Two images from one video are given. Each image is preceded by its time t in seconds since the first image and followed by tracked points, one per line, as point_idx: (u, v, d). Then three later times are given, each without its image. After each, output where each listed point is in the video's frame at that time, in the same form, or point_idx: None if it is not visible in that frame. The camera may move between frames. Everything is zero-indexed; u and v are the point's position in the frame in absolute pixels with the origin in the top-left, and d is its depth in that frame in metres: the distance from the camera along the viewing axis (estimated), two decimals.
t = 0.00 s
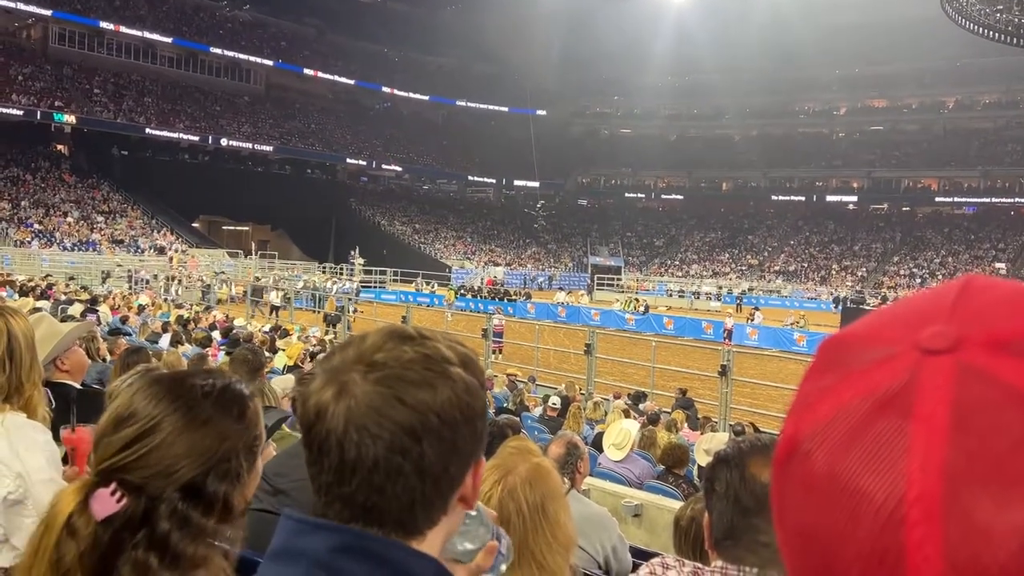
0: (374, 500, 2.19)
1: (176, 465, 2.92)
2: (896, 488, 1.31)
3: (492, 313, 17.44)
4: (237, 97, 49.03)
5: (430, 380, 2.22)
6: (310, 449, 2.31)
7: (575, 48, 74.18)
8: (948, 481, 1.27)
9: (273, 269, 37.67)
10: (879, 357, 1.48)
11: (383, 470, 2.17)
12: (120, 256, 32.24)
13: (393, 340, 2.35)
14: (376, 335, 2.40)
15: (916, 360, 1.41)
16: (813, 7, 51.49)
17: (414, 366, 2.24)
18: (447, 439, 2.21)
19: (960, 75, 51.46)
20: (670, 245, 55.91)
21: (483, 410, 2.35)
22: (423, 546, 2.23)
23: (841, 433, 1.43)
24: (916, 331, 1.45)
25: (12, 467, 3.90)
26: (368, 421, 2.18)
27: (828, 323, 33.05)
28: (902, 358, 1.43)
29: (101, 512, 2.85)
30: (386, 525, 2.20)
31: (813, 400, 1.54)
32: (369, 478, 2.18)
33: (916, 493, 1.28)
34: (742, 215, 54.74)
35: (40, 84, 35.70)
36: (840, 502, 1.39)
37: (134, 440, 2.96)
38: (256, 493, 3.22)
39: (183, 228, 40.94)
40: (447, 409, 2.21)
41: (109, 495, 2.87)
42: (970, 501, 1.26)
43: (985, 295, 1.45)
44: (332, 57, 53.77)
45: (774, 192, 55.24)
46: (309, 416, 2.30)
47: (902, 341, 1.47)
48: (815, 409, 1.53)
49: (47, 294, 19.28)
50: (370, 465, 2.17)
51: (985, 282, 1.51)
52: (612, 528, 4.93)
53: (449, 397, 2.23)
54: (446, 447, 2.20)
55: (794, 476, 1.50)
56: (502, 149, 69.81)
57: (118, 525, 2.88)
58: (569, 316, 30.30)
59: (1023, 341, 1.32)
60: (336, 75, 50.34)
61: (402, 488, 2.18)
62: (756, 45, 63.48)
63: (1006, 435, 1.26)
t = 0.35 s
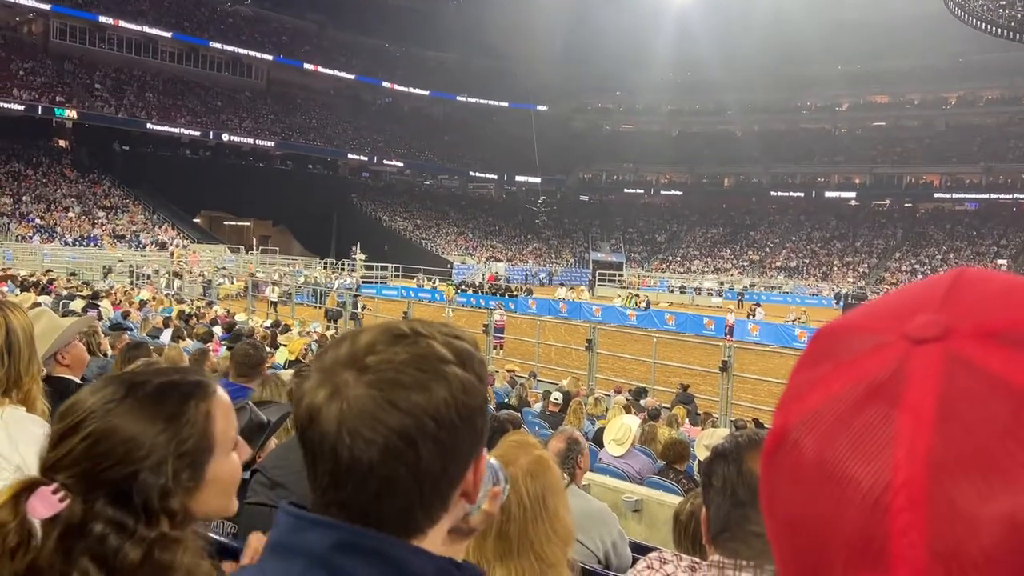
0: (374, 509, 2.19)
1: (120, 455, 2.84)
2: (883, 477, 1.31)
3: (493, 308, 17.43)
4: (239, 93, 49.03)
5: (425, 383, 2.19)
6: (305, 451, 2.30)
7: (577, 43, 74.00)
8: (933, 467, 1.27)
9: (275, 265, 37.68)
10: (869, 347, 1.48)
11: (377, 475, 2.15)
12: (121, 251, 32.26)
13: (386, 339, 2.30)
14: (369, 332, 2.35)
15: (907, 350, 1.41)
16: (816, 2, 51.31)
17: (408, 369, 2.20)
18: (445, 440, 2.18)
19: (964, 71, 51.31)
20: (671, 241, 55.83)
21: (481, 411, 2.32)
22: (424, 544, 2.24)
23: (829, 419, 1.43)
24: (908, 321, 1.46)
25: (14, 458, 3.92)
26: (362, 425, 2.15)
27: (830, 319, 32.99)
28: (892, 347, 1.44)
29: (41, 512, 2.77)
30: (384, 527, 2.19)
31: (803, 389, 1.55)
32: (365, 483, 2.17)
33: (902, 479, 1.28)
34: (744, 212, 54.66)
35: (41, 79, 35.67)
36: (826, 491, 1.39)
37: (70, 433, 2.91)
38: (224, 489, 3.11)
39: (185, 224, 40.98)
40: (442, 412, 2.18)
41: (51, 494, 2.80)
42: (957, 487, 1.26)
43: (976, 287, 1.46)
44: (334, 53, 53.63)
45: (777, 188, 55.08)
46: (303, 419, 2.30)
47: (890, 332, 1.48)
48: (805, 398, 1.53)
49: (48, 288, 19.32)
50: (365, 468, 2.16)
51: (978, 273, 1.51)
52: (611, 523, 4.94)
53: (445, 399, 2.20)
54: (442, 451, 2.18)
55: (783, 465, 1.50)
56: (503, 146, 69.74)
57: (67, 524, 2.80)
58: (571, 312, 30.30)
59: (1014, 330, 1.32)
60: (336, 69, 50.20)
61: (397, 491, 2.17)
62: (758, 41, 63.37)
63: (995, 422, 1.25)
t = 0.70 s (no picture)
0: (373, 518, 2.19)
1: (87, 459, 2.78)
2: (889, 473, 1.32)
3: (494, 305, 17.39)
4: (240, 90, 49.02)
5: (417, 394, 2.14)
6: (301, 459, 2.28)
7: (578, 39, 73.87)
8: (941, 464, 1.28)
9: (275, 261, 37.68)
10: (876, 342, 1.48)
11: (373, 485, 2.15)
12: (123, 247, 32.24)
13: (376, 345, 2.23)
14: (360, 338, 2.27)
15: (913, 345, 1.41)
16: None
17: (399, 381, 2.15)
18: (441, 449, 2.17)
19: (965, 68, 51.20)
20: (673, 238, 55.77)
21: (481, 415, 2.30)
22: (430, 544, 2.27)
23: (838, 414, 1.43)
24: (912, 315, 1.47)
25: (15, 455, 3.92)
26: (353, 437, 2.13)
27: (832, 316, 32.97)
28: (898, 343, 1.44)
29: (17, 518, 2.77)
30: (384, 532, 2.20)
31: (809, 385, 1.55)
32: (361, 492, 2.17)
33: (909, 476, 1.29)
34: (745, 209, 54.61)
35: (42, 75, 35.66)
36: (835, 486, 1.40)
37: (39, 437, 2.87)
38: (200, 493, 3.05)
39: (186, 220, 41.01)
40: (435, 423, 2.15)
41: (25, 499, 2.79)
42: (964, 484, 1.27)
43: (982, 282, 1.47)
44: (335, 49, 53.51)
45: (778, 184, 55.01)
46: (297, 428, 2.27)
47: (896, 327, 1.47)
48: (813, 393, 1.53)
49: (50, 285, 19.31)
50: (362, 477, 2.15)
51: (985, 268, 1.51)
52: (613, 519, 4.96)
53: (437, 407, 2.16)
54: (439, 459, 2.17)
55: (789, 459, 1.50)
56: (504, 143, 69.68)
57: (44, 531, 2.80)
58: (572, 309, 30.27)
59: (1018, 326, 1.33)
60: (336, 66, 50.12)
61: (396, 500, 2.17)
62: (760, 38, 63.27)
63: (1004, 419, 1.26)
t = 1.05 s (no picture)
0: (368, 519, 2.19)
1: (53, 459, 3.05)
2: (894, 465, 1.31)
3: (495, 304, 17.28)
4: (240, 88, 48.98)
5: (410, 400, 2.12)
6: (297, 460, 2.28)
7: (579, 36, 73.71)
8: (943, 455, 1.27)
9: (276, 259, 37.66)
10: (880, 335, 1.47)
11: (368, 489, 2.14)
12: (123, 246, 32.20)
13: (368, 350, 2.21)
14: (351, 342, 2.25)
15: (918, 339, 1.40)
16: None
17: (392, 387, 2.12)
18: (436, 454, 2.16)
19: (967, 65, 51.11)
20: (674, 236, 55.67)
21: (476, 420, 2.28)
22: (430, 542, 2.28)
23: (840, 407, 1.42)
24: (918, 310, 1.45)
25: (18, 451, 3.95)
26: (346, 443, 2.13)
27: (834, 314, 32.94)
28: (904, 336, 1.43)
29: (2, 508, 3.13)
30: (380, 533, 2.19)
31: (811, 379, 1.54)
32: (355, 495, 2.17)
33: (912, 468, 1.28)
34: (746, 207, 54.55)
35: (42, 74, 35.62)
36: (836, 480, 1.39)
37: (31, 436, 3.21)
38: (161, 504, 3.08)
39: (187, 219, 41.04)
40: (428, 429, 2.13)
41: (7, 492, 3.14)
42: (967, 477, 1.25)
43: (988, 275, 1.46)
44: (336, 47, 53.45)
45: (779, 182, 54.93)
46: (294, 432, 2.27)
47: (900, 320, 1.46)
48: (814, 385, 1.53)
49: (50, 284, 19.27)
50: (356, 481, 2.15)
51: (991, 262, 1.50)
52: (613, 516, 4.96)
53: (431, 413, 2.14)
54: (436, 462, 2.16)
55: (792, 453, 1.49)
56: (505, 142, 69.63)
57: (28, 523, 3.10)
58: (573, 307, 30.26)
59: None
60: (336, 64, 50.07)
61: (391, 506, 2.16)
62: (761, 36, 63.07)
63: (1007, 411, 1.25)
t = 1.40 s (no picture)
0: (369, 519, 2.18)
1: (52, 467, 3.06)
2: (898, 449, 1.16)
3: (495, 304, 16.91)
4: (242, 89, 49.14)
5: (415, 402, 2.13)
6: (298, 462, 2.27)
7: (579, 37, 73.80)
8: (956, 441, 1.12)
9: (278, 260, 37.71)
10: (888, 324, 1.33)
11: (370, 490, 2.14)
12: (125, 248, 32.24)
13: (373, 350, 2.22)
14: (355, 343, 2.26)
15: (928, 326, 1.26)
16: None
17: (396, 388, 2.13)
18: (440, 456, 2.16)
19: (968, 65, 51.14)
20: (675, 237, 55.65)
21: (480, 421, 2.27)
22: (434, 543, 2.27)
23: (846, 396, 1.26)
24: (928, 297, 1.32)
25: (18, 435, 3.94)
26: (350, 444, 2.12)
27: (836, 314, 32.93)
28: (914, 324, 1.28)
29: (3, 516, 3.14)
30: (381, 535, 2.17)
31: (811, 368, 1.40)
32: (356, 495, 2.16)
33: (921, 450, 1.13)
34: (748, 207, 54.54)
35: (44, 76, 35.72)
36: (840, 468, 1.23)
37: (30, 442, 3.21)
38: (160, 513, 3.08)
39: (188, 220, 41.09)
40: (432, 429, 2.14)
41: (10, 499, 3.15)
42: (979, 461, 1.11)
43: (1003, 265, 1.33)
44: (337, 49, 53.59)
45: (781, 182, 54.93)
46: (296, 432, 2.27)
47: (909, 306, 1.33)
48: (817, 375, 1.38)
49: (52, 286, 19.26)
50: (358, 482, 2.14)
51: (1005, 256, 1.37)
52: (615, 517, 4.95)
53: (435, 414, 2.14)
54: (438, 465, 2.16)
55: (794, 443, 1.33)
56: (506, 143, 69.70)
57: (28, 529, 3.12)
58: (574, 308, 30.28)
59: None
60: (337, 66, 50.19)
61: (393, 507, 2.16)
62: (762, 36, 63.13)
63: None
